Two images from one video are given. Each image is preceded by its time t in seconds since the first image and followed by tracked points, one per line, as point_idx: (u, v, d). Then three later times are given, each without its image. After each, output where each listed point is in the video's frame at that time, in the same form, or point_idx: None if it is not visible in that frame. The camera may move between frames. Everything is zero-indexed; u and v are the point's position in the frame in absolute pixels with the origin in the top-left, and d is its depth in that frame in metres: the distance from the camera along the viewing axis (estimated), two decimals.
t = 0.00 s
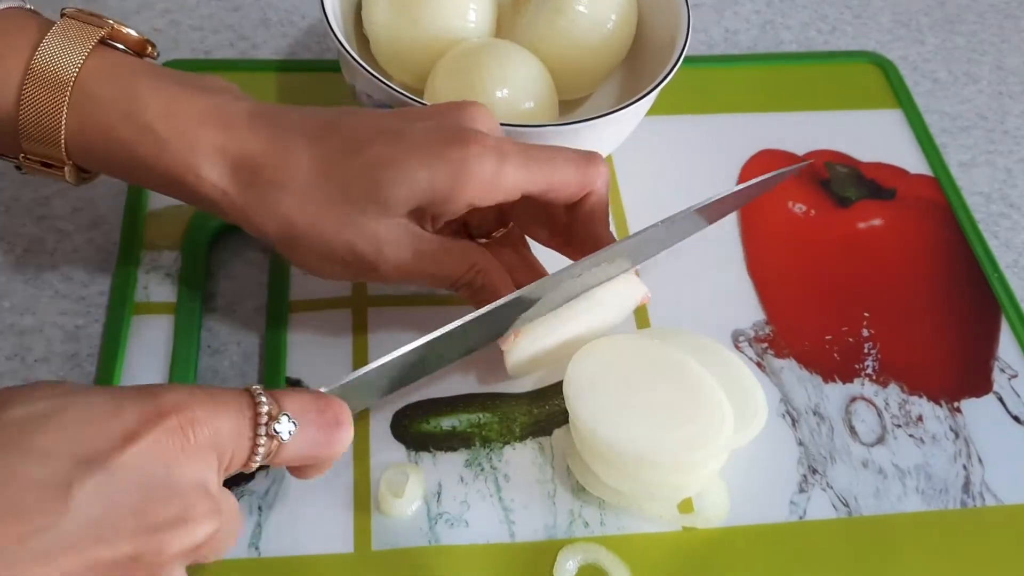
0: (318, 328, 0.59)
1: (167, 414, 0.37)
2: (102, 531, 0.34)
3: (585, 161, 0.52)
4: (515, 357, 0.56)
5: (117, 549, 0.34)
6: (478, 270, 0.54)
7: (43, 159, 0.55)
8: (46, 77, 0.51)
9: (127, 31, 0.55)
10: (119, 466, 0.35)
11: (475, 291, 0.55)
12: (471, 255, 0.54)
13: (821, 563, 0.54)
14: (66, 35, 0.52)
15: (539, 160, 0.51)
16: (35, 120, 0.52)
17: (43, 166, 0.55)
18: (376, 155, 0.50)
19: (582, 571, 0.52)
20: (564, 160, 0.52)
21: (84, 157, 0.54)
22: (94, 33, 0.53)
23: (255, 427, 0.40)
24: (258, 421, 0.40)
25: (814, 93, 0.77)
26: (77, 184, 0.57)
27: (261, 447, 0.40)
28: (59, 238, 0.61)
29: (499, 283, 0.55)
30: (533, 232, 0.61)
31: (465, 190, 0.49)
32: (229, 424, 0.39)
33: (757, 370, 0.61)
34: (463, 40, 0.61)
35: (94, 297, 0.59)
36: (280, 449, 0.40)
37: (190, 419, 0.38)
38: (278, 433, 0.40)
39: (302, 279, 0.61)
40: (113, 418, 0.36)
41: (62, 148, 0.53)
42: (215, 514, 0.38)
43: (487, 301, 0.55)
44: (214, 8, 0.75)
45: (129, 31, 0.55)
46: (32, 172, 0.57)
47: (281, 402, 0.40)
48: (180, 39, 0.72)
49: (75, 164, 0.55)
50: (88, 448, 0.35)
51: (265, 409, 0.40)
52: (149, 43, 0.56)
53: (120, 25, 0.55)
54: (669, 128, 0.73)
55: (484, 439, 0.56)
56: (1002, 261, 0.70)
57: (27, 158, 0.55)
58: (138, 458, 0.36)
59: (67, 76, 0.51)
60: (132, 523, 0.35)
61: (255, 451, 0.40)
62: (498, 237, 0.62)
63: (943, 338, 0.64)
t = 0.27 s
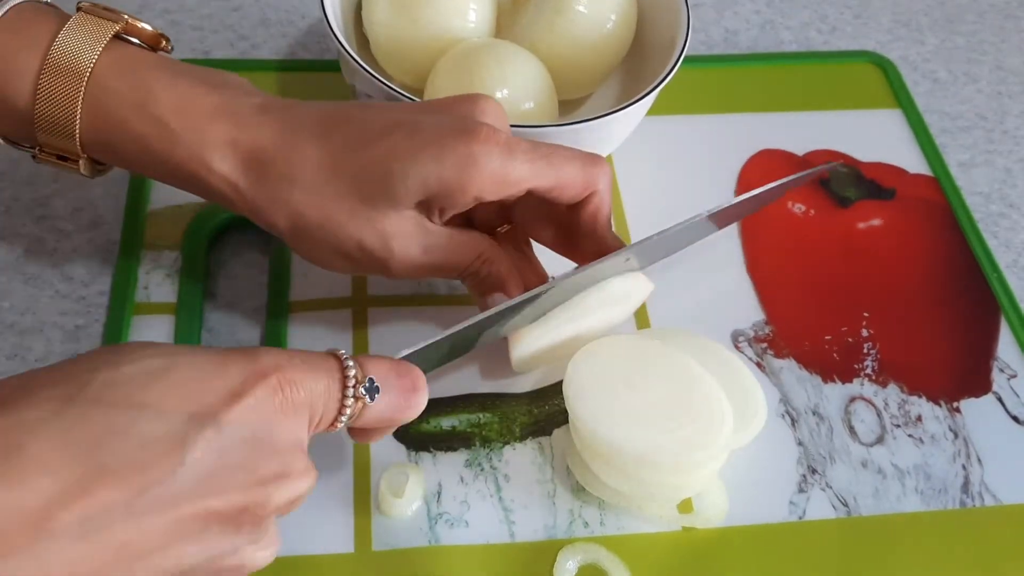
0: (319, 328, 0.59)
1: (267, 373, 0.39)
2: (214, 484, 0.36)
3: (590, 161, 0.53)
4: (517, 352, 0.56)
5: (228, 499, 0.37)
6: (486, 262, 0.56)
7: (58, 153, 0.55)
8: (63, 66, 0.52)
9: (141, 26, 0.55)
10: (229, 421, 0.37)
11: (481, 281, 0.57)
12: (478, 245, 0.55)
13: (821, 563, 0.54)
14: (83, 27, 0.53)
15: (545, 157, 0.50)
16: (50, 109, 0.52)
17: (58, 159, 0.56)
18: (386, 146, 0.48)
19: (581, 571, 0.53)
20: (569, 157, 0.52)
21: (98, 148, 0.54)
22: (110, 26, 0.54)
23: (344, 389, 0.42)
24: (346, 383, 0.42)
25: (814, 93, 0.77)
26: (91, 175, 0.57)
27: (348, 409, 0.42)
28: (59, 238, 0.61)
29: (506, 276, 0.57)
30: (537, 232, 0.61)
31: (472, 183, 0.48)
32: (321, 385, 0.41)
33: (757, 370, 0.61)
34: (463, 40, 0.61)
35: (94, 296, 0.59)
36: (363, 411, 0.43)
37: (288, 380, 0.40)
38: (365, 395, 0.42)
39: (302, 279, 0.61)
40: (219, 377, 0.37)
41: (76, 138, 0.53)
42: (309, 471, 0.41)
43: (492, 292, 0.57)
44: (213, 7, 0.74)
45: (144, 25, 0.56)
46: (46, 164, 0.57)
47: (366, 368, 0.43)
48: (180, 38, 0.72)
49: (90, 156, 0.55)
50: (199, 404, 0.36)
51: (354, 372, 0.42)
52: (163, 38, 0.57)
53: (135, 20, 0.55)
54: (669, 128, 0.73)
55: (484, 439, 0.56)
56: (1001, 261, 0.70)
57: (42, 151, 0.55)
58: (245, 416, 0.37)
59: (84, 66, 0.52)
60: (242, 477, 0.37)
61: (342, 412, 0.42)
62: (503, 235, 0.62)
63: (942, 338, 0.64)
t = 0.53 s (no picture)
0: (319, 328, 0.59)
1: (357, 355, 0.41)
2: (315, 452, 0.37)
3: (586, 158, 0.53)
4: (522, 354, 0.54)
5: (328, 466, 0.38)
6: (487, 263, 0.55)
7: (55, 167, 0.55)
8: (59, 82, 0.52)
9: (137, 40, 0.55)
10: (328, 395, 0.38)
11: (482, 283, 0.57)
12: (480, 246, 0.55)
13: (823, 563, 0.54)
14: (79, 43, 0.53)
15: (541, 153, 0.51)
16: (47, 125, 0.52)
17: (55, 175, 0.56)
18: (385, 144, 0.49)
19: (581, 572, 0.53)
20: (564, 155, 0.52)
21: (94, 164, 0.54)
22: (106, 42, 0.54)
23: (423, 371, 0.43)
24: (425, 366, 0.43)
25: (813, 93, 0.77)
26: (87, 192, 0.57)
27: (427, 391, 0.44)
28: (59, 239, 0.61)
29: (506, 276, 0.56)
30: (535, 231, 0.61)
31: (471, 175, 0.48)
32: (405, 368, 0.43)
33: (758, 370, 0.61)
34: (466, 39, 0.61)
35: (94, 297, 0.59)
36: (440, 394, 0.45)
37: (375, 363, 0.41)
38: (441, 376, 0.44)
39: (303, 280, 0.61)
40: (314, 357, 0.39)
41: (73, 155, 0.53)
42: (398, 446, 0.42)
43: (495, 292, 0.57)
44: (213, 7, 0.74)
45: (139, 40, 0.56)
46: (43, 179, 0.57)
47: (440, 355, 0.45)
48: (180, 38, 0.72)
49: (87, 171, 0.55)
50: (299, 381, 0.38)
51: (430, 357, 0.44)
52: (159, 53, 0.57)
53: (131, 35, 0.55)
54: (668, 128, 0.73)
55: (484, 440, 0.56)
56: (1002, 262, 0.70)
57: (39, 167, 0.55)
58: (339, 393, 0.39)
59: (80, 82, 0.52)
60: (340, 447, 0.38)
61: (421, 395, 0.44)
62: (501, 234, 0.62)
63: (943, 338, 0.64)
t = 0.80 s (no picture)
0: (322, 328, 0.59)
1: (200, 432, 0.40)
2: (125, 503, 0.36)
3: (601, 161, 0.53)
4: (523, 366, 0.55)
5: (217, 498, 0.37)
6: (499, 263, 0.54)
7: (58, 166, 0.55)
8: (63, 81, 0.51)
9: (143, 39, 0.55)
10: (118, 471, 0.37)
11: (494, 284, 0.55)
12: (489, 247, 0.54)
13: (829, 559, 0.54)
14: (83, 41, 0.52)
15: (555, 152, 0.51)
16: (51, 123, 0.52)
17: (59, 172, 0.55)
18: (399, 142, 0.49)
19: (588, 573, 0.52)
20: (578, 153, 0.52)
21: (100, 163, 0.54)
22: (110, 39, 0.53)
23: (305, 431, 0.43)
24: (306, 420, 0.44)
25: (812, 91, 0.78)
26: (93, 191, 0.57)
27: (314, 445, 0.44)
28: (59, 239, 0.60)
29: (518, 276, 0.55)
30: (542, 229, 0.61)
31: (488, 176, 0.48)
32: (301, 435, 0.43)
33: (760, 368, 0.61)
34: (464, 42, 0.61)
35: (93, 297, 0.58)
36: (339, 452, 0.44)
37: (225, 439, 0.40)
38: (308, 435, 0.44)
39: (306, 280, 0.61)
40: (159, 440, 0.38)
41: (78, 154, 0.53)
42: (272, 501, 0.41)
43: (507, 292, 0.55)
44: (214, 8, 0.74)
45: (146, 39, 0.55)
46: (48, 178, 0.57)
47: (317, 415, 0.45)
48: (181, 39, 0.71)
49: (91, 171, 0.55)
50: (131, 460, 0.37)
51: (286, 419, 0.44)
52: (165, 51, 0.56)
53: (136, 33, 0.55)
54: (668, 127, 0.73)
55: (488, 442, 0.56)
56: (1002, 262, 0.70)
57: (41, 165, 0.55)
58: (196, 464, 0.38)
59: (84, 81, 0.51)
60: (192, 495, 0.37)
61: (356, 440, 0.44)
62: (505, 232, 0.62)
63: (943, 333, 0.64)
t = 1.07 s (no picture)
0: (323, 328, 0.59)
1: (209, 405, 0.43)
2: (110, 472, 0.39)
3: (575, 169, 0.53)
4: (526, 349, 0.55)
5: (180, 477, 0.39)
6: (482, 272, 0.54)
7: (35, 188, 0.54)
8: (37, 106, 0.51)
9: (120, 60, 0.55)
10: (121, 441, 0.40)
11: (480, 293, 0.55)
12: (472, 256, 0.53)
13: (828, 557, 0.54)
14: (57, 64, 0.52)
15: (533, 168, 0.51)
16: (27, 148, 0.51)
17: (35, 195, 0.55)
18: (378, 162, 0.50)
19: (588, 569, 0.52)
20: (555, 167, 0.52)
21: (74, 185, 0.53)
22: (87, 61, 0.53)
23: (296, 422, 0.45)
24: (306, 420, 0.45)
25: (810, 92, 0.78)
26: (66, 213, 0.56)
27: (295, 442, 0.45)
28: (60, 239, 0.61)
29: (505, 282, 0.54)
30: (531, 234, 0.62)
31: (463, 198, 0.49)
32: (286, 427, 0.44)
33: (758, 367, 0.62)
34: (463, 43, 0.61)
35: (95, 297, 0.59)
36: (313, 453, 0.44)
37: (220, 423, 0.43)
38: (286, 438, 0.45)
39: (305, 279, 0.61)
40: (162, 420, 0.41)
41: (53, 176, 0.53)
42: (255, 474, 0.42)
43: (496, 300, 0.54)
44: (215, 10, 0.75)
45: (120, 59, 0.56)
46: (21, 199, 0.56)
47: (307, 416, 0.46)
48: (182, 40, 0.72)
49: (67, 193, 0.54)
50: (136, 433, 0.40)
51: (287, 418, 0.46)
52: (139, 71, 0.57)
53: (111, 54, 0.55)
54: (667, 128, 0.74)
55: (488, 439, 0.56)
56: (1000, 261, 0.71)
57: (18, 186, 0.54)
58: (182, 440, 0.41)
59: (60, 105, 0.51)
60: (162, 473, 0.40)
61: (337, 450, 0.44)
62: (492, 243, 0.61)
63: (941, 333, 0.65)
